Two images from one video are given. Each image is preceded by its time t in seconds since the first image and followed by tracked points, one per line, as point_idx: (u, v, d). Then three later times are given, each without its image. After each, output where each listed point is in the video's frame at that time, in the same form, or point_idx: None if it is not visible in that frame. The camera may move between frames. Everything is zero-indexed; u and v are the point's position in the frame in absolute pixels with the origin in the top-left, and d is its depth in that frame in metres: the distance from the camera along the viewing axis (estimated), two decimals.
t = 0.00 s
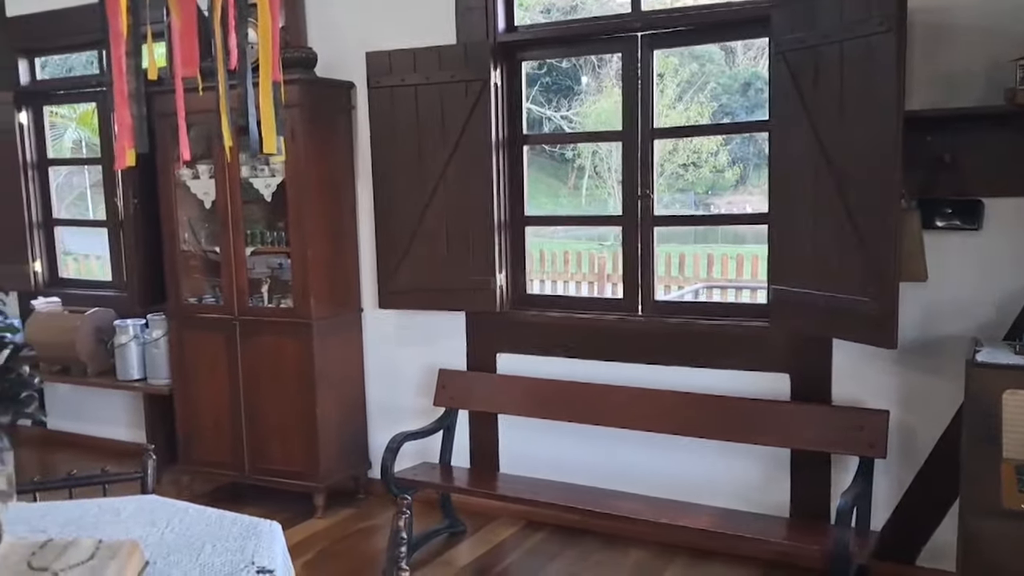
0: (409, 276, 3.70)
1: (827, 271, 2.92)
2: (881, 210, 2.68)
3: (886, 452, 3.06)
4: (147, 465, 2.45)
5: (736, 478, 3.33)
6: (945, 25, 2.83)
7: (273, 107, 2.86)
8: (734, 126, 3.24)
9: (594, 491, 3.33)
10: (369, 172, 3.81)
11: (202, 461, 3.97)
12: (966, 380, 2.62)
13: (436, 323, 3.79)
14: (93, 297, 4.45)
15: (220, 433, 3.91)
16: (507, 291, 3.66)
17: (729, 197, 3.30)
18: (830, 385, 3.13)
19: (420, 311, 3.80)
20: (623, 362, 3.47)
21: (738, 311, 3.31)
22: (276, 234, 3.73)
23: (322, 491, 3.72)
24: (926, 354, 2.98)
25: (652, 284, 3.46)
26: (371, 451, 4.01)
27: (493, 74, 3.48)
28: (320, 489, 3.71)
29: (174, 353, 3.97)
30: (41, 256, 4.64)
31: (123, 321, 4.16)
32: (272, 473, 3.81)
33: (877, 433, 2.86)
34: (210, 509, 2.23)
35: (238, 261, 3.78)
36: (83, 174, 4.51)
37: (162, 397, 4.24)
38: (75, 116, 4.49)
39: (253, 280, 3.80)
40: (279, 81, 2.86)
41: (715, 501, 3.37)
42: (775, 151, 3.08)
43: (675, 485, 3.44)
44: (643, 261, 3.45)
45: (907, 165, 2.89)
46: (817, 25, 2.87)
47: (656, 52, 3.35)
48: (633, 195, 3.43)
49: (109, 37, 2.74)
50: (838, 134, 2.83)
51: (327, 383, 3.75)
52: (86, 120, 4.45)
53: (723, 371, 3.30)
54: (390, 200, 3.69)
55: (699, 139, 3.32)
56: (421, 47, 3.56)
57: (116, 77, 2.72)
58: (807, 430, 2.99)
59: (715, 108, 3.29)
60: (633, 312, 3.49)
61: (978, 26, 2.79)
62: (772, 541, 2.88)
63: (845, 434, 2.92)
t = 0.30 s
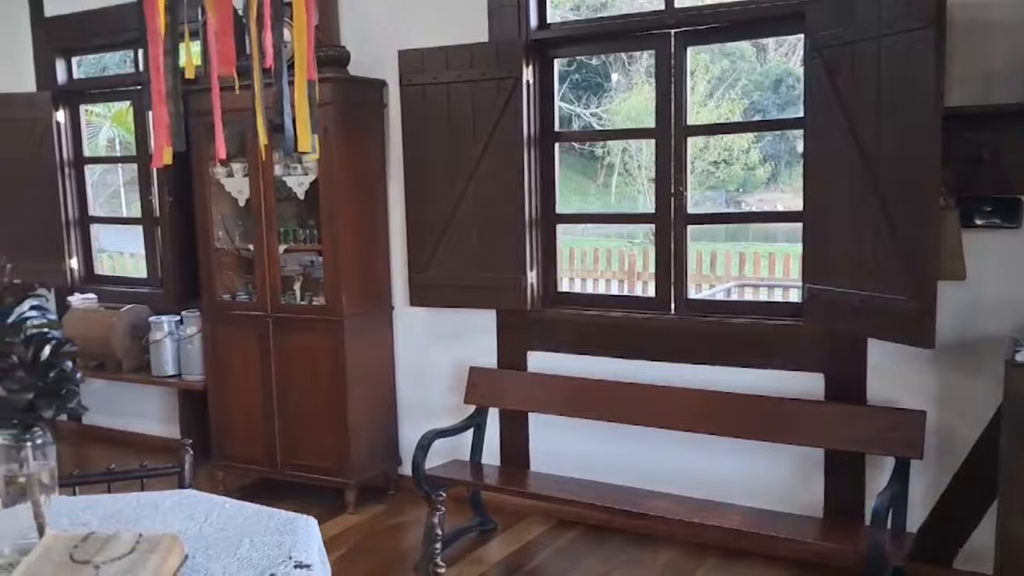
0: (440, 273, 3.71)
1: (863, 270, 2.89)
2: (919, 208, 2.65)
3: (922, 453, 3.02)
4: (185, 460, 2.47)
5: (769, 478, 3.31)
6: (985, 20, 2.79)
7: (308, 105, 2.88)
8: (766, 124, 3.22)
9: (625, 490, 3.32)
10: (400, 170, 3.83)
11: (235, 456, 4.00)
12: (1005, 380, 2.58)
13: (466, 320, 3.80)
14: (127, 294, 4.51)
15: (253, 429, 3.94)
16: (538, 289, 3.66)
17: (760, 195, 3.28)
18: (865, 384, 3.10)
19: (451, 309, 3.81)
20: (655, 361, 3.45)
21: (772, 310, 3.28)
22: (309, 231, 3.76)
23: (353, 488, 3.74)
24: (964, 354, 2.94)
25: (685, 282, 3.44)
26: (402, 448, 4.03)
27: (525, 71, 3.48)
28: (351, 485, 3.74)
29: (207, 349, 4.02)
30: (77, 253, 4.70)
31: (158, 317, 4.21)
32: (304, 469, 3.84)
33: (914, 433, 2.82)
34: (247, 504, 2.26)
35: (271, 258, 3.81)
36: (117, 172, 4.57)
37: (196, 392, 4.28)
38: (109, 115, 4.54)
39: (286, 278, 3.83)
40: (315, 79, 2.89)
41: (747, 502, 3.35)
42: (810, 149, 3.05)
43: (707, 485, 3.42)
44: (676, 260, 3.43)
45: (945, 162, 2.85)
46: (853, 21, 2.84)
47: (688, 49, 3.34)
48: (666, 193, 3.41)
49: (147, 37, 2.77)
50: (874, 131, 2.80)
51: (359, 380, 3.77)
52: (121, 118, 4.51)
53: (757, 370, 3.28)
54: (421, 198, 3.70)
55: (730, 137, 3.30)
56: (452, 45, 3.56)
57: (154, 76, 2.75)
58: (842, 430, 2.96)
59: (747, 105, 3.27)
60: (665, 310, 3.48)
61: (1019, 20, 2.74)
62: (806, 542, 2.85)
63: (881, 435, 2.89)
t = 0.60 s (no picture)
0: (477, 271, 3.71)
1: (907, 269, 2.84)
2: (965, 206, 2.60)
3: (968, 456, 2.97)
4: (227, 455, 2.50)
5: (809, 479, 3.26)
6: None
7: (348, 103, 2.89)
8: (804, 121, 3.18)
9: (662, 490, 3.30)
10: (437, 168, 3.83)
11: (273, 452, 4.03)
12: None
13: (503, 318, 3.79)
14: (166, 291, 4.56)
15: (290, 425, 3.97)
16: (575, 287, 3.65)
17: (797, 193, 3.24)
18: (909, 385, 3.04)
19: (486, 307, 3.81)
20: (694, 360, 3.43)
21: (813, 309, 3.24)
22: (345, 229, 3.77)
23: (389, 485, 3.76)
24: (1011, 354, 2.87)
25: (725, 281, 3.41)
26: (437, 446, 4.03)
27: (564, 68, 3.47)
28: (387, 483, 3.75)
29: (245, 346, 4.05)
30: (118, 251, 4.76)
31: (198, 315, 4.26)
32: (341, 466, 3.86)
33: (959, 434, 2.77)
34: (287, 499, 2.28)
35: (309, 255, 3.83)
36: (156, 170, 4.62)
37: (234, 389, 4.32)
38: (149, 114, 4.59)
39: (323, 276, 3.85)
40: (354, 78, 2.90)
41: (786, 503, 3.31)
42: (853, 146, 3.00)
43: (746, 485, 3.39)
44: (716, 259, 3.40)
45: (992, 159, 2.79)
46: (898, 16, 2.79)
47: (728, 46, 3.30)
48: (706, 191, 3.38)
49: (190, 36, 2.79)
50: (919, 128, 2.75)
51: (395, 378, 3.78)
52: (159, 117, 4.56)
53: (798, 370, 3.23)
54: (458, 196, 3.70)
55: (768, 134, 3.27)
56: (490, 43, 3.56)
57: (197, 75, 2.78)
58: (884, 431, 2.92)
59: (785, 102, 3.23)
60: (705, 309, 3.44)
61: None
62: (848, 544, 2.81)
63: (925, 436, 2.84)
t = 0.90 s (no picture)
0: (521, 268, 3.72)
1: (960, 267, 2.79)
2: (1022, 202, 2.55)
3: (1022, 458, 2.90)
4: (277, 447, 2.53)
5: (858, 480, 3.22)
6: None
7: (396, 101, 2.92)
8: (850, 119, 3.15)
9: (707, 489, 3.28)
10: (481, 166, 3.85)
11: (318, 447, 4.08)
12: None
13: (547, 316, 3.79)
14: (214, 288, 4.63)
15: (336, 420, 4.01)
16: (620, 285, 3.64)
17: (843, 191, 3.21)
18: (961, 385, 2.98)
19: (530, 305, 3.81)
20: (740, 359, 3.40)
21: (864, 308, 3.19)
22: (389, 226, 3.80)
23: (433, 481, 3.78)
24: None
25: (775, 279, 3.37)
26: (480, 443, 4.04)
27: (610, 64, 3.46)
28: (431, 478, 3.77)
29: (292, 342, 4.10)
30: (168, 248, 4.85)
31: (245, 310, 4.32)
32: (385, 461, 3.89)
33: (1014, 436, 2.71)
34: (338, 491, 2.30)
35: (355, 252, 3.87)
36: (204, 169, 4.69)
37: (280, 385, 4.38)
38: (197, 113, 4.67)
39: (368, 273, 3.88)
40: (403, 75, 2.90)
41: (834, 503, 3.28)
42: (905, 142, 2.96)
43: (793, 486, 3.35)
44: (764, 258, 3.37)
45: None
46: (952, 10, 2.74)
47: (777, 42, 3.27)
48: (754, 188, 3.35)
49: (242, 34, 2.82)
50: (974, 123, 2.70)
51: (439, 374, 3.80)
52: (207, 117, 4.62)
53: (847, 370, 3.19)
54: (503, 193, 3.72)
55: (814, 132, 3.24)
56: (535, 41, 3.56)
57: (249, 73, 2.82)
58: (936, 431, 2.87)
59: (830, 99, 3.20)
60: (752, 307, 3.41)
61: None
62: (898, 546, 2.77)
63: (978, 437, 2.78)
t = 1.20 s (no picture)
0: (574, 264, 3.72)
1: None
2: None
3: None
4: (335, 439, 2.57)
5: (918, 481, 3.16)
6: None
7: (453, 98, 2.94)
8: (905, 115, 3.12)
9: (763, 489, 3.24)
10: (534, 162, 3.85)
11: (371, 441, 4.12)
12: None
13: (600, 312, 3.79)
14: (269, 284, 4.70)
15: (388, 415, 4.04)
16: (674, 282, 3.62)
17: (897, 189, 3.18)
18: None
19: (582, 302, 3.81)
20: (798, 356, 3.36)
21: (926, 306, 3.12)
22: (442, 223, 3.84)
23: (484, 476, 3.79)
24: None
25: (831, 278, 3.32)
26: (532, 439, 4.05)
27: (665, 60, 3.45)
28: (482, 474, 3.79)
29: (346, 338, 4.15)
30: (224, 245, 4.93)
31: (300, 306, 4.40)
32: (436, 456, 3.91)
33: None
34: (398, 482, 2.32)
35: (408, 248, 3.90)
36: (260, 167, 4.76)
37: (333, 380, 4.43)
38: (251, 113, 4.75)
39: (420, 270, 3.91)
40: (459, 73, 2.94)
41: (892, 504, 3.22)
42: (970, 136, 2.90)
43: (850, 486, 3.30)
44: (823, 255, 3.31)
45: None
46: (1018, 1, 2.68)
47: (835, 36, 3.22)
48: (812, 183, 3.30)
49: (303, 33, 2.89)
50: None
51: (491, 371, 3.81)
52: (261, 116, 4.70)
53: (908, 369, 3.14)
54: (556, 189, 3.72)
55: (869, 128, 3.20)
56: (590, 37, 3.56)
57: (309, 72, 2.86)
58: (1001, 431, 2.80)
59: (886, 95, 3.16)
60: (808, 304, 3.37)
61: None
62: (960, 548, 2.71)
63: None
